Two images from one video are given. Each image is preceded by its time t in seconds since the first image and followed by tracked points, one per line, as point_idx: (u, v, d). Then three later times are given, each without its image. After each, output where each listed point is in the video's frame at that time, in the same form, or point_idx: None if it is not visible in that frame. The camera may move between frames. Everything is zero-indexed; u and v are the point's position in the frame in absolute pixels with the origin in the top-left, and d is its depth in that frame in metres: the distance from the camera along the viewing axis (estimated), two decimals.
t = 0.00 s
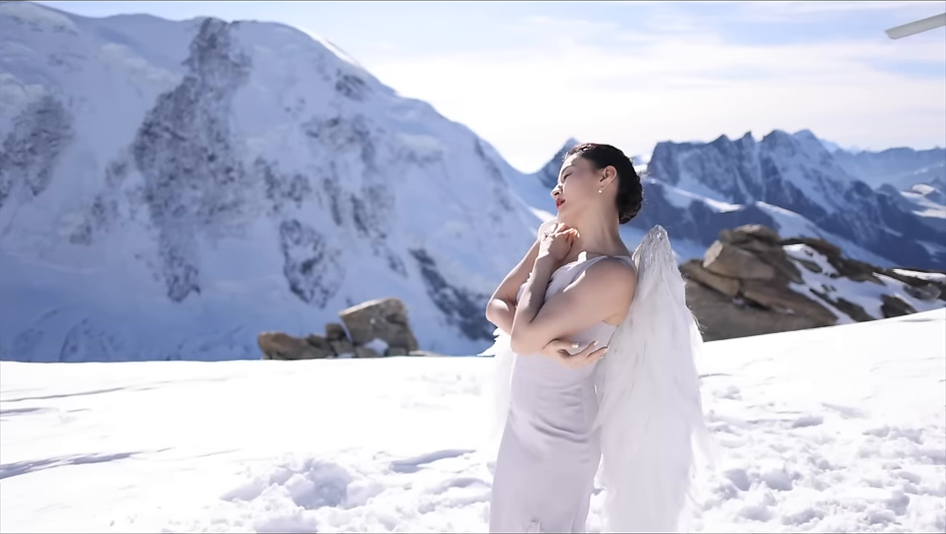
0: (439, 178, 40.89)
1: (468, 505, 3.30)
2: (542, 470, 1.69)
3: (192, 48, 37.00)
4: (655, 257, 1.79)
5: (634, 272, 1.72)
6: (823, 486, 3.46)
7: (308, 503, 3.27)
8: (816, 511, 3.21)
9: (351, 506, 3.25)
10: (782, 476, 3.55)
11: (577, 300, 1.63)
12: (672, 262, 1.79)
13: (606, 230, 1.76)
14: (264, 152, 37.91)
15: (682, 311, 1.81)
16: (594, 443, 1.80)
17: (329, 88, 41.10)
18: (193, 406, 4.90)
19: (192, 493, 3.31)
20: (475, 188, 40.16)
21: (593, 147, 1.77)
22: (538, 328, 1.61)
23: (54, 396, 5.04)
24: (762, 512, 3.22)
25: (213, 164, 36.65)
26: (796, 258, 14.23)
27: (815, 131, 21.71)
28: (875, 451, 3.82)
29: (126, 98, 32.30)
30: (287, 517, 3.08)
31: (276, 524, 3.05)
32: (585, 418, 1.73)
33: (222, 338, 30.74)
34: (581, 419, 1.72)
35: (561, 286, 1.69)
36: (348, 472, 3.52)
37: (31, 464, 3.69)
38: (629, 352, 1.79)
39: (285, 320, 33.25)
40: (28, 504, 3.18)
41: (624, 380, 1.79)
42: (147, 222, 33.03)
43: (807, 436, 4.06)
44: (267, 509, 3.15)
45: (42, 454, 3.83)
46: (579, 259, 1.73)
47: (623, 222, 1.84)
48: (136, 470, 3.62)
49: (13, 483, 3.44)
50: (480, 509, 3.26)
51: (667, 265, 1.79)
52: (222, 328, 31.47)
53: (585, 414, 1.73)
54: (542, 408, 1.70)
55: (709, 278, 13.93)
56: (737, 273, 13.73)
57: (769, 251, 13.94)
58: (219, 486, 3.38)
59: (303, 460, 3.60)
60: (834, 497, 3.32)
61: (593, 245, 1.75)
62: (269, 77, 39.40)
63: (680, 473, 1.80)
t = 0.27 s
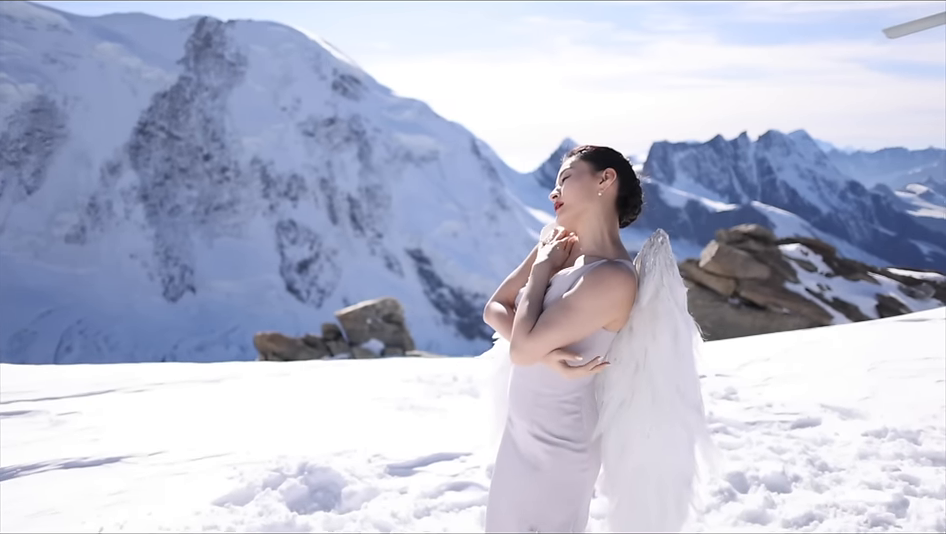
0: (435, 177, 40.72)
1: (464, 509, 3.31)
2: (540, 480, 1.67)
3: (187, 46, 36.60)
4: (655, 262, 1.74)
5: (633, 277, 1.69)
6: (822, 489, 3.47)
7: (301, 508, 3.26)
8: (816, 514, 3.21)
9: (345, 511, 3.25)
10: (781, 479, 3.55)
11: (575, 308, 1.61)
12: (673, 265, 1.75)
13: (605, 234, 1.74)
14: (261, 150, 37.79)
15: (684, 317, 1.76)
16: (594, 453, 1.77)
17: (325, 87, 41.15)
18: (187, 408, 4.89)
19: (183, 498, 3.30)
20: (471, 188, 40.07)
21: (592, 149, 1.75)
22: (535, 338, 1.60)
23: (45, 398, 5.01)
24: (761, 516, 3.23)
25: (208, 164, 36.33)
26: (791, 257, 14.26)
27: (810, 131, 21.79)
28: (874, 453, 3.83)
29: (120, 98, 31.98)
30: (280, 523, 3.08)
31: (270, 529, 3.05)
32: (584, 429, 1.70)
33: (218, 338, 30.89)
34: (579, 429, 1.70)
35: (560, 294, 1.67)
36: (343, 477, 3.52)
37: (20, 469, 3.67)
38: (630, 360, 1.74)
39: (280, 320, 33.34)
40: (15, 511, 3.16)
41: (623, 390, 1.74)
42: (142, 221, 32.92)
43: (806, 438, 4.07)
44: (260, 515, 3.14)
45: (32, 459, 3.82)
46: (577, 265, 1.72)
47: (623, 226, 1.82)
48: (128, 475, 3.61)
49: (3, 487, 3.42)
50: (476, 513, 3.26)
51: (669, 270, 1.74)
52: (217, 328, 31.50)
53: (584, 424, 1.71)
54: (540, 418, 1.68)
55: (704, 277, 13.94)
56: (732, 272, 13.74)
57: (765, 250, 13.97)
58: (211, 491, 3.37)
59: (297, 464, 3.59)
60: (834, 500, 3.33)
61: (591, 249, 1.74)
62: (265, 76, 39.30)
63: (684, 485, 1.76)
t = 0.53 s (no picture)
0: (431, 177, 40.74)
1: (460, 514, 3.31)
2: (535, 488, 1.67)
3: (182, 47, 37.21)
4: (657, 265, 1.73)
5: (634, 280, 1.68)
6: (822, 492, 3.48)
7: (294, 513, 3.25)
8: (816, 518, 3.22)
9: (339, 515, 3.24)
10: (780, 482, 3.56)
11: (573, 310, 1.60)
12: (674, 270, 1.74)
13: (605, 237, 1.73)
14: (256, 151, 37.52)
15: (686, 323, 1.75)
16: (593, 461, 1.76)
17: (320, 87, 40.83)
18: (181, 411, 4.88)
19: (173, 502, 3.29)
20: (467, 188, 40.03)
21: (591, 150, 1.74)
22: (530, 345, 1.60)
23: (36, 401, 4.99)
24: (760, 519, 3.23)
25: (204, 164, 36.27)
26: (787, 257, 14.28)
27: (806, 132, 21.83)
28: (873, 455, 3.84)
29: (114, 99, 32.96)
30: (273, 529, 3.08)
31: None
32: (580, 436, 1.70)
33: (213, 338, 30.31)
34: (576, 436, 1.70)
35: (559, 299, 1.66)
36: (337, 480, 3.51)
37: (9, 474, 3.65)
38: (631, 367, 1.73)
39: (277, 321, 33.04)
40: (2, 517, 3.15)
41: (622, 397, 1.73)
42: (137, 221, 32.88)
43: (804, 439, 4.08)
44: (251, 520, 3.14)
45: (21, 463, 3.80)
46: (575, 268, 1.71)
47: (624, 227, 1.81)
48: (118, 480, 3.59)
49: None
50: (472, 518, 3.26)
51: (671, 275, 1.73)
52: (213, 328, 31.08)
53: (581, 430, 1.70)
54: (537, 424, 1.68)
55: (700, 277, 13.97)
56: (728, 271, 13.76)
57: (760, 250, 14.00)
58: (203, 494, 3.36)
59: (290, 468, 3.58)
60: (835, 503, 3.34)
61: (590, 251, 1.73)
62: (261, 76, 39.08)
63: (687, 497, 1.75)
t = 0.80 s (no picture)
0: (427, 177, 40.66)
1: (455, 518, 3.30)
2: (532, 497, 1.65)
3: (177, 46, 36.84)
4: (657, 270, 1.71)
5: (634, 285, 1.66)
6: (820, 495, 3.48)
7: (287, 518, 3.25)
8: (816, 522, 3.22)
9: (332, 521, 3.24)
10: (779, 485, 3.56)
11: (573, 317, 1.57)
12: (676, 275, 1.72)
13: (603, 241, 1.71)
14: (252, 150, 37.67)
15: (687, 329, 1.73)
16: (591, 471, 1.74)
17: (316, 87, 40.89)
18: (174, 413, 4.87)
19: (163, 508, 3.28)
20: (463, 188, 40.09)
21: (589, 151, 1.72)
22: (527, 353, 1.57)
23: (26, 404, 4.96)
24: (760, 523, 3.23)
25: (199, 163, 36.27)
26: (782, 257, 14.31)
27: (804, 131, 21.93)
28: (872, 458, 3.85)
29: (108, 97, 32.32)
30: None
31: None
32: (578, 445, 1.68)
33: (209, 339, 30.18)
34: (574, 445, 1.68)
35: (557, 306, 1.63)
36: (330, 485, 3.50)
37: None
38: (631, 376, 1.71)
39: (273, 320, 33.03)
40: None
41: (621, 406, 1.71)
42: (132, 221, 32.37)
43: (802, 441, 4.09)
44: (243, 527, 3.13)
45: (10, 468, 3.79)
46: (573, 272, 1.69)
47: (622, 229, 1.79)
48: (109, 484, 3.58)
49: None
50: (468, 522, 3.26)
51: (672, 282, 1.71)
52: (208, 328, 30.82)
53: (579, 440, 1.68)
54: (534, 432, 1.67)
55: (696, 277, 13.98)
56: (723, 271, 13.77)
57: (756, 250, 14.02)
58: (193, 500, 3.36)
59: (283, 472, 3.57)
60: (833, 507, 3.34)
61: (589, 255, 1.71)
62: (256, 76, 39.05)
63: (688, 508, 1.73)
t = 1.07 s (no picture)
0: (423, 177, 40.63)
1: (450, 523, 3.29)
2: (529, 506, 1.63)
3: (172, 46, 36.12)
4: (657, 273, 1.70)
5: (631, 290, 1.65)
6: (819, 498, 3.49)
7: (279, 523, 3.25)
8: (815, 526, 3.23)
9: (326, 526, 3.23)
10: (778, 488, 3.57)
11: (570, 326, 1.56)
12: (675, 280, 1.71)
13: (601, 243, 1.71)
14: (248, 150, 37.67)
15: (685, 335, 1.73)
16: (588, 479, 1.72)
17: (312, 87, 41.31)
18: (166, 415, 4.85)
19: (153, 514, 3.26)
20: (459, 188, 40.16)
21: (586, 149, 1.72)
22: (523, 361, 1.56)
23: (16, 406, 4.93)
24: (758, 527, 3.24)
25: (195, 163, 35.81)
26: (778, 256, 14.34)
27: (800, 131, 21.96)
28: (871, 460, 3.85)
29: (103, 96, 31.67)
30: None
31: None
32: (574, 454, 1.66)
33: (204, 338, 30.61)
34: (570, 454, 1.66)
35: (555, 313, 1.62)
36: (323, 489, 3.49)
37: None
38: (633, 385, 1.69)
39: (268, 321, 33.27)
40: None
41: (617, 414, 1.70)
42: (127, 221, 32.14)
43: (801, 444, 4.10)
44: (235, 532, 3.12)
45: None
46: (570, 275, 1.68)
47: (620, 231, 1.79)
48: (98, 489, 3.56)
49: None
50: (463, 526, 3.25)
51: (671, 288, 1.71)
52: (203, 328, 31.13)
53: (575, 448, 1.67)
54: (530, 440, 1.65)
55: (692, 276, 13.99)
56: (719, 271, 13.79)
57: (751, 250, 14.05)
58: (183, 505, 3.35)
59: (274, 477, 3.56)
60: (833, 510, 3.34)
61: (586, 258, 1.71)
62: (252, 75, 39.05)
63: (686, 518, 1.72)
